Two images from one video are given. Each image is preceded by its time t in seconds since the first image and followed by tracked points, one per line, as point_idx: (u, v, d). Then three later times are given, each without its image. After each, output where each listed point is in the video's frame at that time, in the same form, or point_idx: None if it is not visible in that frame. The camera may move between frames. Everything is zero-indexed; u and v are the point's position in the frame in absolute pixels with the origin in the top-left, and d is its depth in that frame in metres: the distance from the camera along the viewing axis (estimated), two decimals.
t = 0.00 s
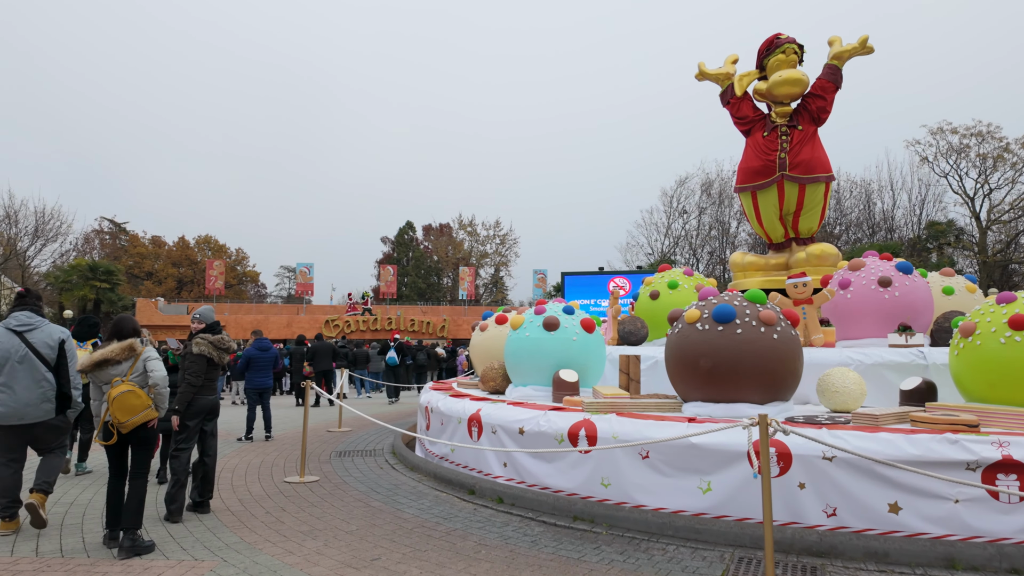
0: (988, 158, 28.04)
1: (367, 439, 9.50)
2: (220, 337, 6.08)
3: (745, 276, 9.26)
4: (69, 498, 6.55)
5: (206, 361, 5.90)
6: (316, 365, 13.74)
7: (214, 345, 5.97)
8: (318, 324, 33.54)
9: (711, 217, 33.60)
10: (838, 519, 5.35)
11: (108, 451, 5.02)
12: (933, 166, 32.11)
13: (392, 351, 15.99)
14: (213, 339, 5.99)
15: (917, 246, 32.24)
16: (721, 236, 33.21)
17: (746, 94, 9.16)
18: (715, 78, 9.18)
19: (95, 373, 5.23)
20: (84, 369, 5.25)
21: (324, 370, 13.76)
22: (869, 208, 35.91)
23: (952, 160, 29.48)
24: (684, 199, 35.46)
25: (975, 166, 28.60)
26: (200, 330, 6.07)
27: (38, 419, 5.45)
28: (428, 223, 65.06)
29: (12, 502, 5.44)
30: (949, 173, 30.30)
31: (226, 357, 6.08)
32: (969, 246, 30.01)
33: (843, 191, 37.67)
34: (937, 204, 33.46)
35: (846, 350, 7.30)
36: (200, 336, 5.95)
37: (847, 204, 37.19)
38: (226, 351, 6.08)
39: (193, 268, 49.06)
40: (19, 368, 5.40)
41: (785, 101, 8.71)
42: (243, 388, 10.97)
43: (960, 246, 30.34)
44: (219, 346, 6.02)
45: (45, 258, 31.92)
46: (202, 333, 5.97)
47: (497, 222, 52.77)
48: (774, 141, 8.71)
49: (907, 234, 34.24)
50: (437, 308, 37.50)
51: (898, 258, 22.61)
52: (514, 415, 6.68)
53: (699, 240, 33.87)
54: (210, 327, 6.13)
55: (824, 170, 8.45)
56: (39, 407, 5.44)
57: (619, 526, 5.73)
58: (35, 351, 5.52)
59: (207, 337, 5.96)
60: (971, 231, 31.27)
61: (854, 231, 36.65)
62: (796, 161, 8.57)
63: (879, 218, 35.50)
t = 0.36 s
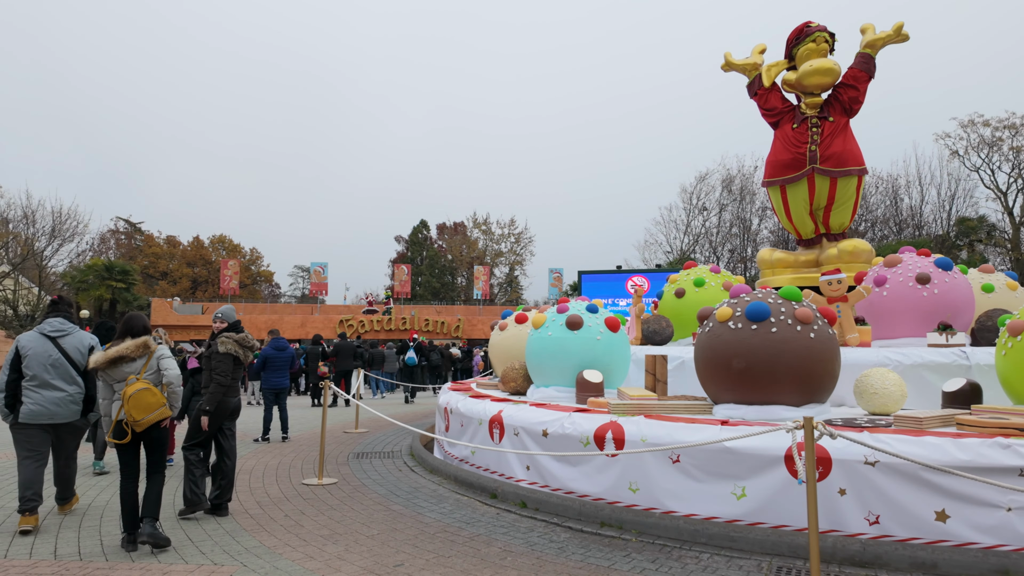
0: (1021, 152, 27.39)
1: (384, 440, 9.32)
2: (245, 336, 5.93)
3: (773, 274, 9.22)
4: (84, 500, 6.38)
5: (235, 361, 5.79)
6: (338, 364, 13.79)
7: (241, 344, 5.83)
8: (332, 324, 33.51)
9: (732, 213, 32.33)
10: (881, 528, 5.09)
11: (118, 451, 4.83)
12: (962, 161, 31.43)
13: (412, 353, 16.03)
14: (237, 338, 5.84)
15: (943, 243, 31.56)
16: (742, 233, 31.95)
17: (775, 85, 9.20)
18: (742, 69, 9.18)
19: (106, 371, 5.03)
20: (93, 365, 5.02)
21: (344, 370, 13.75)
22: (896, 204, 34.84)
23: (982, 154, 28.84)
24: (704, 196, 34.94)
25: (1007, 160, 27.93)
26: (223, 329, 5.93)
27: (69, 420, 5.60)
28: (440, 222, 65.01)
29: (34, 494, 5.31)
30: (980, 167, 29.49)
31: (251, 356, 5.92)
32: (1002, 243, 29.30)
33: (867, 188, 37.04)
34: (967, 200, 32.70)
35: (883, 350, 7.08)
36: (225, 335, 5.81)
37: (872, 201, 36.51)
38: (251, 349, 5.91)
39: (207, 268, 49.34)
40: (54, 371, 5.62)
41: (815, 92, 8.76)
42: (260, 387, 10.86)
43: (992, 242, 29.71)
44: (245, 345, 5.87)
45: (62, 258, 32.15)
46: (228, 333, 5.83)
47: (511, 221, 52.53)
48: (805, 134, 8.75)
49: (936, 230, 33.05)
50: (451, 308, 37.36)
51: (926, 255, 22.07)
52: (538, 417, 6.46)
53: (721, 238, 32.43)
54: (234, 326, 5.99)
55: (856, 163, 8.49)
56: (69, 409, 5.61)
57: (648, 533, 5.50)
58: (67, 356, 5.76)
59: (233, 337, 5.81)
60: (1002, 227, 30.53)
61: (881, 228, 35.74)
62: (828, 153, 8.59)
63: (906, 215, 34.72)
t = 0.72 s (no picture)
0: None
1: (396, 441, 9.12)
2: (244, 331, 5.74)
3: (798, 269, 8.99)
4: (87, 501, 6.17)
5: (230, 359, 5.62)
6: (350, 364, 13.64)
7: (237, 340, 5.65)
8: (343, 323, 33.46)
9: (750, 210, 31.84)
10: (922, 536, 4.79)
11: (119, 449, 4.63)
12: (987, 155, 30.71)
13: (424, 352, 15.85)
14: (234, 334, 5.66)
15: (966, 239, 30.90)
16: (760, 231, 31.56)
17: (801, 74, 9.04)
18: (766, 57, 9.15)
19: (107, 366, 4.82)
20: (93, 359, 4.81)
21: (356, 369, 13.60)
22: (919, 200, 34.12)
23: (1008, 147, 28.16)
24: (720, 193, 34.42)
25: None
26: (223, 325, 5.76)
27: (88, 411, 5.87)
28: (451, 221, 64.88)
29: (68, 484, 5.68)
30: (1005, 161, 28.84)
31: (249, 353, 5.71)
32: None
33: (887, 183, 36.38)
34: (992, 195, 31.95)
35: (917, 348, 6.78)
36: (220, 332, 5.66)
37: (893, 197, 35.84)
38: (249, 346, 5.69)
39: (218, 267, 49.57)
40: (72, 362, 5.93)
41: (842, 80, 8.54)
42: (271, 387, 10.70)
43: (1020, 239, 29.03)
44: (242, 341, 5.67)
45: (73, 257, 32.25)
46: (225, 328, 5.66)
47: (524, 219, 52.30)
48: (831, 123, 8.56)
49: (960, 228, 32.55)
50: (463, 307, 37.18)
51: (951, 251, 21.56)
52: (556, 418, 6.22)
53: (738, 235, 32.15)
54: (239, 321, 5.84)
55: (886, 153, 8.25)
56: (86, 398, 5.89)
57: (673, 540, 5.24)
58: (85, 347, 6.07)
59: (227, 333, 5.65)
60: None
61: (903, 224, 35.08)
62: (855, 143, 8.38)
63: (929, 210, 33.99)
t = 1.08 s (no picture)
0: None
1: (406, 443, 8.86)
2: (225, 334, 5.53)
3: (825, 264, 8.60)
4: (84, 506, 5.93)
5: (203, 364, 5.39)
6: (359, 363, 13.38)
7: (213, 345, 5.42)
8: (354, 322, 33.34)
9: (769, 205, 31.23)
10: (972, 549, 4.43)
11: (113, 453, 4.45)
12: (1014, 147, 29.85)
13: (435, 350, 15.60)
14: (209, 338, 5.42)
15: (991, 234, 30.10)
16: (779, 226, 30.87)
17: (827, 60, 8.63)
18: (789, 44, 8.78)
19: (98, 368, 4.57)
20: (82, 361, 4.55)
21: (366, 368, 13.37)
22: (943, 193, 33.27)
23: None
24: (737, 188, 33.83)
25: None
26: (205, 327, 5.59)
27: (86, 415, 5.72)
28: (463, 218, 64.63)
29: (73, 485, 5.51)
30: None
31: (226, 358, 5.47)
32: None
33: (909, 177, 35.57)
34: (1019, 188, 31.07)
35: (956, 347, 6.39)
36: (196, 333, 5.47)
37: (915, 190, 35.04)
38: (225, 351, 5.46)
39: (228, 265, 49.75)
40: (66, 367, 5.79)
41: (871, 66, 8.12)
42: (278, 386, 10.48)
43: None
44: (217, 346, 5.44)
45: (84, 255, 32.37)
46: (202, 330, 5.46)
47: (536, 215, 51.90)
48: (860, 111, 8.15)
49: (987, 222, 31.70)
50: (475, 305, 36.93)
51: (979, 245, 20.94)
52: (573, 420, 5.91)
53: (756, 231, 31.68)
54: (223, 322, 5.62)
55: (918, 143, 7.83)
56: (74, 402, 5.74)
57: (700, 552, 4.93)
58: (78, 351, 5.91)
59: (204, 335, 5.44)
60: None
61: (926, 218, 34.27)
62: (886, 132, 7.97)
63: (955, 204, 33.14)
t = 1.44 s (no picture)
0: None
1: (417, 445, 8.61)
2: (203, 330, 5.94)
3: (852, 260, 8.24)
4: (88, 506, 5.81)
5: (186, 362, 5.85)
6: (369, 362, 13.17)
7: (190, 342, 5.86)
8: (365, 320, 33.19)
9: (788, 200, 30.59)
10: None
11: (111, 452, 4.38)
12: None
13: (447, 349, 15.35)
14: (187, 336, 5.87)
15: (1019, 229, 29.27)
16: (799, 221, 30.11)
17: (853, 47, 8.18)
18: (811, 30, 8.38)
19: (92, 368, 4.44)
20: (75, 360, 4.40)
21: (376, 368, 13.14)
22: (969, 187, 32.39)
23: None
24: (754, 183, 33.21)
25: None
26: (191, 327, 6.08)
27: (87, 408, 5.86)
28: (475, 215, 64.33)
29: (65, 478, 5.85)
30: None
31: (204, 354, 5.86)
32: None
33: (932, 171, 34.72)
34: None
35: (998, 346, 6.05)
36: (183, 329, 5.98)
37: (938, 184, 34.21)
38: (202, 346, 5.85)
39: (239, 263, 49.90)
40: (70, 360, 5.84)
41: (900, 52, 7.65)
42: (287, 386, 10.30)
43: None
44: (194, 343, 5.88)
45: (95, 254, 32.51)
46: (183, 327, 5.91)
47: (549, 212, 51.46)
48: (888, 100, 7.72)
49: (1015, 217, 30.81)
50: (487, 303, 36.68)
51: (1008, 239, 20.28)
52: (591, 423, 5.63)
53: (775, 226, 31.04)
54: (203, 318, 6.05)
55: (951, 132, 7.39)
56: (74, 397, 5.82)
57: (729, 564, 4.63)
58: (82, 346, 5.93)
59: (184, 332, 5.89)
60: None
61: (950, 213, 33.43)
62: (916, 122, 7.53)
63: (981, 198, 32.27)
